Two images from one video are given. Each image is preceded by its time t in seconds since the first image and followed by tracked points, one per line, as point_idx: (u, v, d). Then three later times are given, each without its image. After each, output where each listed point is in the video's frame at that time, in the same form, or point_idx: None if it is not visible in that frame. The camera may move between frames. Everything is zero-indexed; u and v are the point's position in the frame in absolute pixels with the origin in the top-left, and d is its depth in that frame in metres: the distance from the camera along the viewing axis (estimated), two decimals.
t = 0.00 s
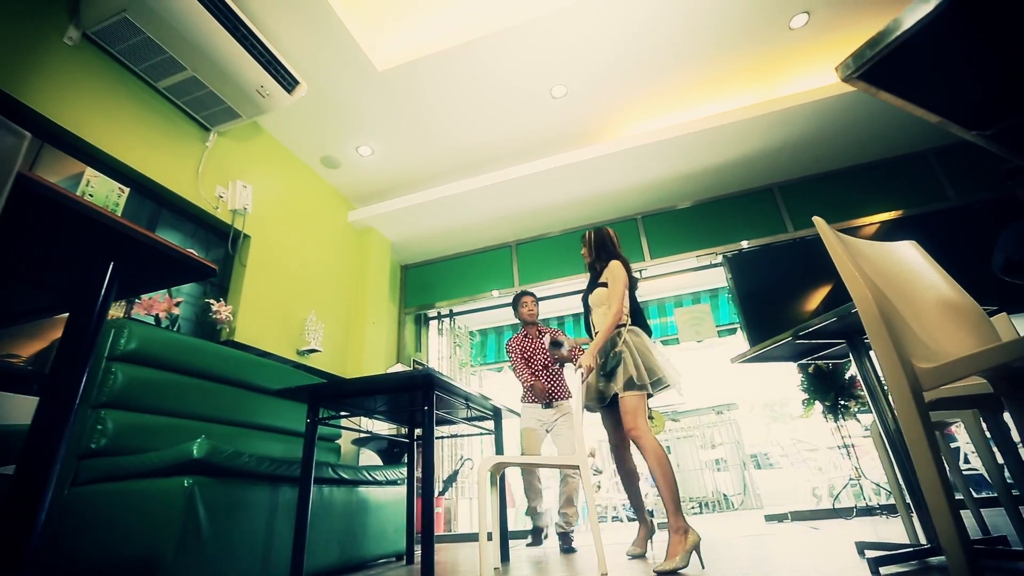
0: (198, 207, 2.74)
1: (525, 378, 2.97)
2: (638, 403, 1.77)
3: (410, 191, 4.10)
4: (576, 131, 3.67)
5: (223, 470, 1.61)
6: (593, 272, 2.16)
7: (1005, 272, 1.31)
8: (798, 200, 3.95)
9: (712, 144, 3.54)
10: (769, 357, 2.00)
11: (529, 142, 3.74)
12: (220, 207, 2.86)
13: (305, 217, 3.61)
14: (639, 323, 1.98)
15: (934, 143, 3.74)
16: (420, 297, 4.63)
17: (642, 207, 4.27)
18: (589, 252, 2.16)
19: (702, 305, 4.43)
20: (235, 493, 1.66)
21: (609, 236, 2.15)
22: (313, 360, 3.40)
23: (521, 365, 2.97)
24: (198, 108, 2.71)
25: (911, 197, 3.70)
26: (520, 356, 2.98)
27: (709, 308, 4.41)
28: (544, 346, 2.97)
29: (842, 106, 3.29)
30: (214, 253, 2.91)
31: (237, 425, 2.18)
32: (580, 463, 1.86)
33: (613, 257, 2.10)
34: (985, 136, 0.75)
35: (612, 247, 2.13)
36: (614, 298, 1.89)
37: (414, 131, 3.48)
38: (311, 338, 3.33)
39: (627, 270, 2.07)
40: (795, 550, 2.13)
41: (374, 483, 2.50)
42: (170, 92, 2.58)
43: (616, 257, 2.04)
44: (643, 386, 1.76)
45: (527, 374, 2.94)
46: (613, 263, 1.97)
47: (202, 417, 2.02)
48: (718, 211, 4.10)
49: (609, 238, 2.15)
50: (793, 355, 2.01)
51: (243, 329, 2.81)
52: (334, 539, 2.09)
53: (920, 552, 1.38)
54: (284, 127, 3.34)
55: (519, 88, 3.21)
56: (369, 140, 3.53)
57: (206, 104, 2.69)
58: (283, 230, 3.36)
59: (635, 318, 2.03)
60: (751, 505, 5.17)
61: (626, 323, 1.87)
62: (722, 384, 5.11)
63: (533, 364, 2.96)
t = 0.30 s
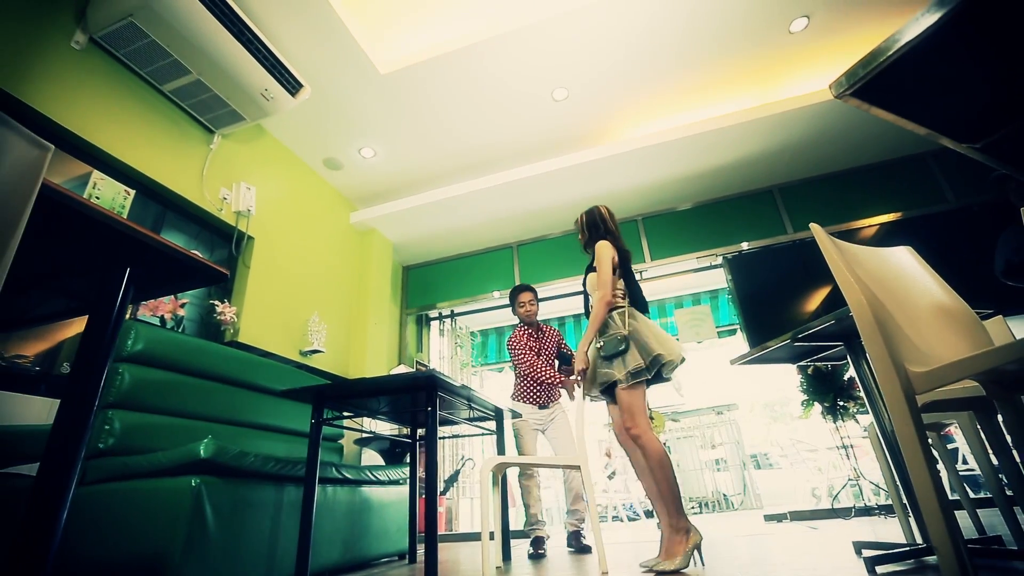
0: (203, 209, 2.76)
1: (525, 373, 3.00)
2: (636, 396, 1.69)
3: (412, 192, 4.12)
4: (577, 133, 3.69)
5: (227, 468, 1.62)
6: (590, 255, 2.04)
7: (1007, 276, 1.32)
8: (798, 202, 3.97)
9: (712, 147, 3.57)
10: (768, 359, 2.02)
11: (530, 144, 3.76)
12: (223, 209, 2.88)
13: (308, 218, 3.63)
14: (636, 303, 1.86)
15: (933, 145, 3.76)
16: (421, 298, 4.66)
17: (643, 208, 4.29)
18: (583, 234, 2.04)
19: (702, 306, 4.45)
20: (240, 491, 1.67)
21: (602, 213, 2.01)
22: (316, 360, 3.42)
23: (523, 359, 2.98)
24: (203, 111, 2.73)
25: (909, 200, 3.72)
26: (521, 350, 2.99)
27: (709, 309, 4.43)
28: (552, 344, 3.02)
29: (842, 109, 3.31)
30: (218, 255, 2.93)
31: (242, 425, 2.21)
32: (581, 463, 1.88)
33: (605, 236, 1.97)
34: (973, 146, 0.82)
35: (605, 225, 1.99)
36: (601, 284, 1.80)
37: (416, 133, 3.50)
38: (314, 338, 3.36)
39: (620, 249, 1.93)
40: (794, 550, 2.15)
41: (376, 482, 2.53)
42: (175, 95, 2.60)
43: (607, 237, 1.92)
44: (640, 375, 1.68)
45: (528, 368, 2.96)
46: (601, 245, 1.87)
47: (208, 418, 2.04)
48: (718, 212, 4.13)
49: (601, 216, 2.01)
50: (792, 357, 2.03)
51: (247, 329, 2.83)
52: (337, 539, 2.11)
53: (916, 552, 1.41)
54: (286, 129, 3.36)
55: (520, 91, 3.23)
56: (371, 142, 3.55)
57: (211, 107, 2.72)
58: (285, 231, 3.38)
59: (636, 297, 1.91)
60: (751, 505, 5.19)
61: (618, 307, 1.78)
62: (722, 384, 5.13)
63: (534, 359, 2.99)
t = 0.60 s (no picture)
0: (204, 210, 2.77)
1: (529, 367, 2.99)
2: (615, 389, 1.61)
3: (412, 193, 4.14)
4: (577, 134, 3.70)
5: (229, 468, 1.63)
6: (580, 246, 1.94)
7: (1005, 277, 1.34)
8: (797, 203, 3.98)
9: (712, 149, 3.58)
10: (767, 359, 2.03)
11: (531, 145, 3.77)
12: (225, 210, 2.90)
13: (308, 219, 3.64)
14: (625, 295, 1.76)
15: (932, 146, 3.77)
16: (421, 299, 4.66)
17: (643, 209, 4.30)
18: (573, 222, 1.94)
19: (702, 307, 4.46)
20: (243, 491, 1.68)
21: (592, 200, 1.90)
22: (317, 361, 3.43)
23: (527, 353, 2.98)
24: (204, 112, 2.74)
25: (908, 200, 3.73)
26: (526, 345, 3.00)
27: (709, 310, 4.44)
28: (556, 342, 3.04)
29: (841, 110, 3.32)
30: (219, 256, 2.95)
31: (244, 425, 2.22)
32: (582, 464, 1.89)
33: (595, 224, 1.87)
34: (968, 151, 0.84)
35: (595, 212, 1.89)
36: (591, 276, 1.70)
37: (417, 135, 3.52)
38: (315, 339, 3.37)
39: (611, 239, 1.83)
40: (793, 550, 2.16)
41: (377, 482, 2.54)
42: (177, 97, 2.61)
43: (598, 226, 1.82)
44: (615, 369, 1.60)
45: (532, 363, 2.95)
46: (591, 235, 1.76)
47: (210, 418, 2.05)
48: (718, 213, 4.14)
49: (590, 204, 1.90)
50: (791, 357, 2.04)
51: (248, 330, 2.84)
52: (338, 539, 2.12)
53: (914, 551, 1.42)
54: (287, 130, 3.37)
55: (521, 93, 3.24)
56: (372, 143, 3.56)
57: (212, 108, 2.72)
58: (286, 232, 3.39)
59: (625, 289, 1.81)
60: (751, 505, 5.15)
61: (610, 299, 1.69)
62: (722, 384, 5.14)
63: (538, 355, 2.99)
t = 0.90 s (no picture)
0: (204, 211, 2.77)
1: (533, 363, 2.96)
2: (592, 385, 1.46)
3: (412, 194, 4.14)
4: (577, 134, 3.71)
5: (230, 468, 1.63)
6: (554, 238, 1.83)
7: (1003, 277, 1.34)
8: (797, 203, 3.98)
9: (711, 149, 3.58)
10: (767, 359, 2.03)
11: (530, 145, 3.78)
12: (225, 211, 2.90)
13: (308, 219, 3.65)
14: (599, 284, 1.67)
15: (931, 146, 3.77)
16: (421, 299, 4.67)
17: (643, 210, 4.30)
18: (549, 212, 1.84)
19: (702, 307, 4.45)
20: (243, 492, 1.68)
21: (567, 189, 1.81)
22: (317, 361, 3.43)
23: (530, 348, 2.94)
24: (204, 112, 2.74)
25: (908, 201, 3.73)
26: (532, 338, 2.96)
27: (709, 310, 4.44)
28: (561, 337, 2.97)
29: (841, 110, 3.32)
30: (219, 256, 2.95)
31: (245, 426, 2.22)
32: (582, 464, 1.89)
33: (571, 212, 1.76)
34: (968, 151, 0.84)
35: (570, 201, 1.79)
36: (567, 263, 1.58)
37: (417, 135, 3.52)
38: (315, 339, 3.37)
39: (588, 227, 1.72)
40: (793, 550, 2.16)
41: (377, 483, 2.54)
42: (177, 97, 2.61)
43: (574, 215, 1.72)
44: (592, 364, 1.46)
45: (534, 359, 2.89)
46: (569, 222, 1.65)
47: (210, 418, 2.05)
48: (718, 213, 4.14)
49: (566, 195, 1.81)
50: (791, 358, 2.04)
51: (248, 331, 2.84)
52: (339, 539, 2.12)
53: (914, 551, 1.42)
54: (287, 131, 3.37)
55: (521, 93, 3.25)
56: (372, 144, 3.56)
57: (212, 109, 2.72)
58: (286, 232, 3.39)
59: (601, 281, 1.71)
60: (750, 505, 5.23)
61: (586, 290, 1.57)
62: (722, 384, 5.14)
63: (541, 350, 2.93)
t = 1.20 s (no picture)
0: (205, 211, 2.77)
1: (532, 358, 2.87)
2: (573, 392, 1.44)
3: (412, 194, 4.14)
4: (577, 134, 3.71)
5: (230, 468, 1.63)
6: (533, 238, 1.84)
7: (1003, 277, 1.34)
8: (797, 203, 3.98)
9: (711, 149, 3.58)
10: (767, 359, 2.03)
11: (530, 145, 3.78)
12: (225, 210, 2.90)
13: (308, 219, 3.65)
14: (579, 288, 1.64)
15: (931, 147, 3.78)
16: (421, 299, 4.66)
17: (643, 210, 4.30)
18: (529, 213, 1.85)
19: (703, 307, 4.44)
20: (243, 492, 1.68)
21: (550, 191, 1.82)
22: (317, 361, 3.43)
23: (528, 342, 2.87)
24: (204, 112, 2.74)
25: (909, 201, 3.73)
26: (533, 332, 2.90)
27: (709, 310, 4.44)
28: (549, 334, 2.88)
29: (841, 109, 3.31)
30: (219, 256, 2.95)
31: (244, 425, 2.22)
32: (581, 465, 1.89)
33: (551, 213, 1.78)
34: (968, 151, 0.84)
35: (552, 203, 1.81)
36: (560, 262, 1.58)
37: (417, 135, 3.52)
38: (315, 339, 3.37)
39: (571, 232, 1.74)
40: (792, 551, 2.16)
41: (378, 482, 2.55)
42: (177, 97, 2.61)
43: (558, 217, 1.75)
44: (572, 368, 1.45)
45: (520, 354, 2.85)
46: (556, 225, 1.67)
47: (210, 418, 2.05)
48: (718, 213, 4.13)
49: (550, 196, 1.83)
50: (791, 358, 2.04)
51: (248, 331, 2.84)
52: (339, 540, 2.12)
53: (914, 551, 1.42)
54: (287, 130, 3.37)
55: (521, 93, 3.25)
56: (372, 143, 3.56)
57: (212, 109, 2.72)
58: (286, 232, 3.39)
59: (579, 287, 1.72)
60: (750, 505, 5.25)
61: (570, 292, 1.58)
62: (722, 384, 5.14)
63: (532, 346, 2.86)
